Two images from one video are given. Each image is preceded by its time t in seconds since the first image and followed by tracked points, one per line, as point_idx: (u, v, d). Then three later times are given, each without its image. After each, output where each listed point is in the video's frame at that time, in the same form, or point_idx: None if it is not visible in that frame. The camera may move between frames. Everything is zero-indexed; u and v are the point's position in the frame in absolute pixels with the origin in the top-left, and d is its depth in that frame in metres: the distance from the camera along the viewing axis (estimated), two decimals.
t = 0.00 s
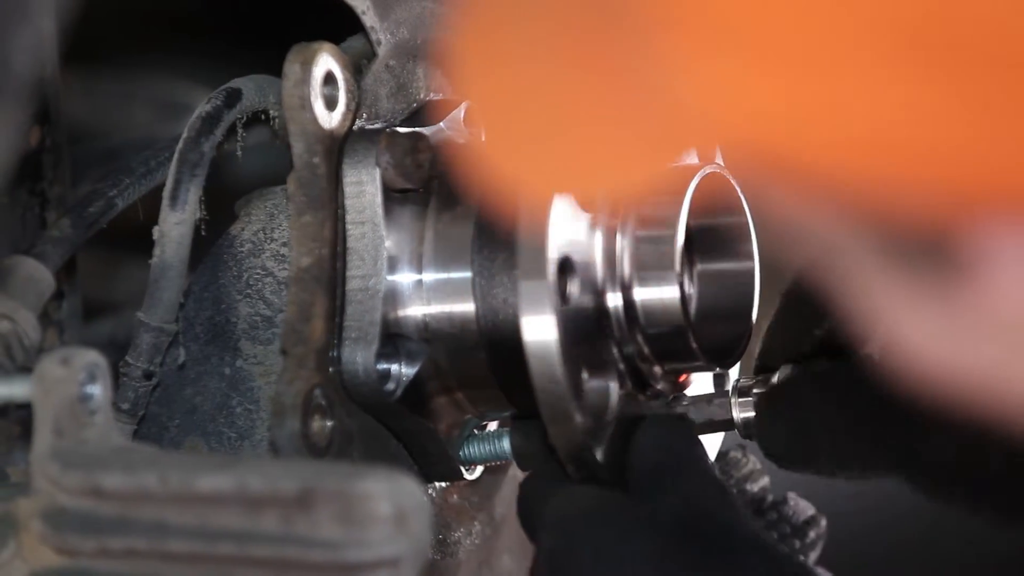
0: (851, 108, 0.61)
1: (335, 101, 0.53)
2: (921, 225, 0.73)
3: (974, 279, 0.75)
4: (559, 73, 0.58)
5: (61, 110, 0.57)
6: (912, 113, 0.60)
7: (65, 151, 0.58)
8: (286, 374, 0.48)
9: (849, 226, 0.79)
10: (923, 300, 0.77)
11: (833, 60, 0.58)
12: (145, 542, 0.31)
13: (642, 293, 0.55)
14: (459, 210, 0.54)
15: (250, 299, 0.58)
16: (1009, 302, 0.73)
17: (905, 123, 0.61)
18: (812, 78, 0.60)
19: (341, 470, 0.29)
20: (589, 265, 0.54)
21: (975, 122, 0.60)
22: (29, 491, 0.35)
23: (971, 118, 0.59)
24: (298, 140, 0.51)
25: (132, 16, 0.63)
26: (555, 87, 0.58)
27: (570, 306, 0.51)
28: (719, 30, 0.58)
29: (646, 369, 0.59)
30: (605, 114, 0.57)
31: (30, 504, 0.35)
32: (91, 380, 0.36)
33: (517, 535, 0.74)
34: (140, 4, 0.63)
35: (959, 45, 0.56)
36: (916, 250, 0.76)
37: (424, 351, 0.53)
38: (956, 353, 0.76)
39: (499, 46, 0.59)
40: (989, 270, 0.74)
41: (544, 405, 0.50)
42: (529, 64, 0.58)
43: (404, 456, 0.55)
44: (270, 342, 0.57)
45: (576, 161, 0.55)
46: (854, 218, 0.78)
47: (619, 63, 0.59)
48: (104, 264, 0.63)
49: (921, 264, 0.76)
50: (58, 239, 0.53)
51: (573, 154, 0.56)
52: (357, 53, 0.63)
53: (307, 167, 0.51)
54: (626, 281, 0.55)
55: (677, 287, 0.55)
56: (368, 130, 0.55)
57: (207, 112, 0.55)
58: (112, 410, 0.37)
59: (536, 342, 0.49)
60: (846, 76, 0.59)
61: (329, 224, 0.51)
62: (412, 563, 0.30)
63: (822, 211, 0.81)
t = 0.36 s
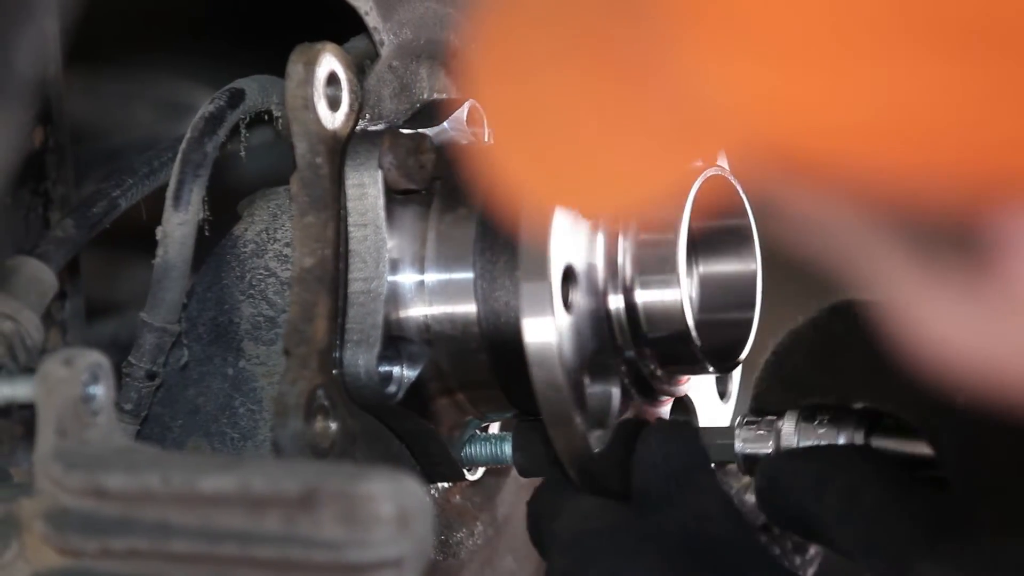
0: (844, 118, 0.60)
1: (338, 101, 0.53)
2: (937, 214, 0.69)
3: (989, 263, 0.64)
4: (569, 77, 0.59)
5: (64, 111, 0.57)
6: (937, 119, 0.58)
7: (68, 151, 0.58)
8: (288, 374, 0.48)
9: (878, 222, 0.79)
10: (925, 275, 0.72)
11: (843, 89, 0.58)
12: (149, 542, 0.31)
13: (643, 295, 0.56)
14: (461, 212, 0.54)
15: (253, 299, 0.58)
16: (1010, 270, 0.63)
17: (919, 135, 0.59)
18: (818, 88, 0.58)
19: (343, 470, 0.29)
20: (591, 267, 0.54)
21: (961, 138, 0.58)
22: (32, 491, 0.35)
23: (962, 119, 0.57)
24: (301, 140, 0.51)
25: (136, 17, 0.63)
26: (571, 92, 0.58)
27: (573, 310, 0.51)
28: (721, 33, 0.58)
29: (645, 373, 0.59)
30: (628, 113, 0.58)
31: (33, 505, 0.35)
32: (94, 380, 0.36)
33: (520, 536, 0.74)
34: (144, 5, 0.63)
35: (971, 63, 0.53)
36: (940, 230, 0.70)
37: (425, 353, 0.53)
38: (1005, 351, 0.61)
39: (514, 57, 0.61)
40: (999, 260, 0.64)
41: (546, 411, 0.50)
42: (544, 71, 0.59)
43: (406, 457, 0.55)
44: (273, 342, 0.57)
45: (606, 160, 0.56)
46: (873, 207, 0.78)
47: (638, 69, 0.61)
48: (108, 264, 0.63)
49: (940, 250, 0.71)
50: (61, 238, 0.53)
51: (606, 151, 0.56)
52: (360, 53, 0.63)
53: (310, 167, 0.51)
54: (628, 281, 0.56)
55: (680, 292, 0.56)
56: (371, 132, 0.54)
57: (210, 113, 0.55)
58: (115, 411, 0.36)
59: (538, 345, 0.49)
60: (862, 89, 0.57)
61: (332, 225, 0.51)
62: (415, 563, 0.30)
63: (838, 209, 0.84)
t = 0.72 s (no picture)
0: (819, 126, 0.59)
1: (339, 99, 0.53)
2: (916, 226, 0.77)
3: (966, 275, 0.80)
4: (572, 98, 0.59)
5: (65, 109, 0.57)
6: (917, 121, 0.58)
7: (69, 150, 0.57)
8: (289, 373, 0.49)
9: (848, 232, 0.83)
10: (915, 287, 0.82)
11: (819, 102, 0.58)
12: (148, 541, 0.31)
13: (644, 295, 0.55)
14: (461, 210, 0.54)
15: (254, 298, 0.58)
16: (1001, 287, 0.78)
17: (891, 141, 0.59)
18: (802, 102, 0.58)
19: (343, 468, 0.29)
20: (592, 268, 0.54)
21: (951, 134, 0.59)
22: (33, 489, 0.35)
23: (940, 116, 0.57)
24: (302, 139, 0.51)
25: (136, 15, 0.63)
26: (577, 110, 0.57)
27: (573, 309, 0.51)
28: (709, 48, 0.57)
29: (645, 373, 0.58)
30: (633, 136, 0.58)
31: (34, 502, 0.35)
32: (95, 379, 0.36)
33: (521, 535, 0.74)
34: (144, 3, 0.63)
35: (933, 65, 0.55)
36: (923, 241, 0.79)
37: (425, 352, 0.53)
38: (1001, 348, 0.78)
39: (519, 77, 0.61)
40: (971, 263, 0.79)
41: (546, 408, 0.50)
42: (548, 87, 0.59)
43: (407, 454, 0.55)
44: (274, 341, 0.57)
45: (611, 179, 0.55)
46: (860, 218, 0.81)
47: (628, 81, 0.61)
48: (109, 262, 0.63)
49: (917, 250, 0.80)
50: (62, 236, 0.53)
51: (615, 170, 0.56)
52: (362, 51, 0.62)
53: (311, 166, 0.51)
54: (628, 283, 0.55)
55: (681, 291, 0.55)
56: (372, 130, 0.54)
57: (210, 110, 0.55)
58: (116, 410, 0.36)
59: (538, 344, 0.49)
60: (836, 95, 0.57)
61: (333, 224, 0.51)
62: (416, 560, 0.30)
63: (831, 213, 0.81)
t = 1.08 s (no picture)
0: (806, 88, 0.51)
1: (338, 98, 0.53)
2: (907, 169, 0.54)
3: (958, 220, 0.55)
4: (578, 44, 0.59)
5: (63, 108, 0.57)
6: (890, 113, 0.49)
7: (67, 149, 0.57)
8: (288, 372, 0.49)
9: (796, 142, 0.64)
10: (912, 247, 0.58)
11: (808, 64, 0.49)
12: (146, 540, 0.31)
13: (643, 295, 0.55)
14: (460, 209, 0.53)
15: (253, 297, 0.58)
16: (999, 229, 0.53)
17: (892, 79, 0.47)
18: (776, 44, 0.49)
19: (343, 467, 0.29)
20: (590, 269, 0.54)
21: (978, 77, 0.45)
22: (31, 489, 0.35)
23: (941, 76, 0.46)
24: (300, 139, 0.51)
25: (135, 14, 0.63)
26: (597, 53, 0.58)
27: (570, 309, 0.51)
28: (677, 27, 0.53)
29: (645, 374, 0.58)
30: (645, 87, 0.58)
31: (32, 502, 0.35)
32: (92, 378, 0.36)
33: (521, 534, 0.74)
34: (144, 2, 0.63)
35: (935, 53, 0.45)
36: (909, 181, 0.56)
37: (423, 351, 0.53)
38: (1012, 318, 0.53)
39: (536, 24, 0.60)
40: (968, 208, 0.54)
41: (546, 408, 0.50)
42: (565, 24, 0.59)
43: (407, 454, 0.54)
44: (272, 339, 0.57)
45: (612, 112, 0.57)
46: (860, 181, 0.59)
47: (636, 21, 0.57)
48: (108, 261, 0.63)
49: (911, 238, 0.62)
50: (60, 236, 0.53)
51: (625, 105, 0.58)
52: (360, 50, 0.60)
53: (310, 166, 0.51)
54: (627, 281, 0.55)
55: (679, 291, 0.55)
56: (371, 129, 0.54)
57: (209, 109, 0.55)
58: (113, 409, 0.36)
59: (536, 345, 0.49)
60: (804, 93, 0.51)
61: (332, 223, 0.51)
62: (416, 559, 0.30)
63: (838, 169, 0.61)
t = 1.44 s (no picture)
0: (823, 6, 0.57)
1: (338, 98, 0.53)
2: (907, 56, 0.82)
3: (943, 125, 0.82)
4: None
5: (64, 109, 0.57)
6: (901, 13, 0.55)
7: (68, 149, 0.57)
8: (288, 372, 0.49)
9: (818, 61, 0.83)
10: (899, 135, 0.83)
11: None
12: (141, 519, 0.31)
13: (642, 297, 0.55)
14: (459, 209, 0.54)
15: (253, 297, 0.58)
16: (973, 135, 0.82)
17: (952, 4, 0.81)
18: None
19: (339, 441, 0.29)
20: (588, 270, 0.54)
21: None
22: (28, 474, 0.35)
23: None
24: (301, 138, 0.51)
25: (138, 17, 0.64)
26: None
27: (569, 311, 0.51)
28: None
29: (643, 376, 0.58)
30: None
31: (28, 489, 0.34)
32: (90, 364, 0.35)
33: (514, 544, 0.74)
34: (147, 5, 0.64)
35: None
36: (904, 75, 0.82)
37: (421, 349, 0.53)
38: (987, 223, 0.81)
39: None
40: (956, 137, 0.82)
41: (543, 408, 0.50)
42: None
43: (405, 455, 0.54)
44: (272, 339, 0.57)
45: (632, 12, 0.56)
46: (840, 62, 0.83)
47: None
48: (107, 262, 0.63)
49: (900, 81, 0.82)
50: (57, 233, 0.53)
51: None
52: (361, 51, 0.59)
53: (310, 165, 0.51)
54: (625, 285, 0.55)
55: (676, 293, 0.55)
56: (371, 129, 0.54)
57: (207, 108, 0.55)
58: (111, 397, 0.36)
59: (534, 348, 0.49)
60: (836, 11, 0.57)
61: (332, 222, 0.51)
62: (410, 538, 0.30)
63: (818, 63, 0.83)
